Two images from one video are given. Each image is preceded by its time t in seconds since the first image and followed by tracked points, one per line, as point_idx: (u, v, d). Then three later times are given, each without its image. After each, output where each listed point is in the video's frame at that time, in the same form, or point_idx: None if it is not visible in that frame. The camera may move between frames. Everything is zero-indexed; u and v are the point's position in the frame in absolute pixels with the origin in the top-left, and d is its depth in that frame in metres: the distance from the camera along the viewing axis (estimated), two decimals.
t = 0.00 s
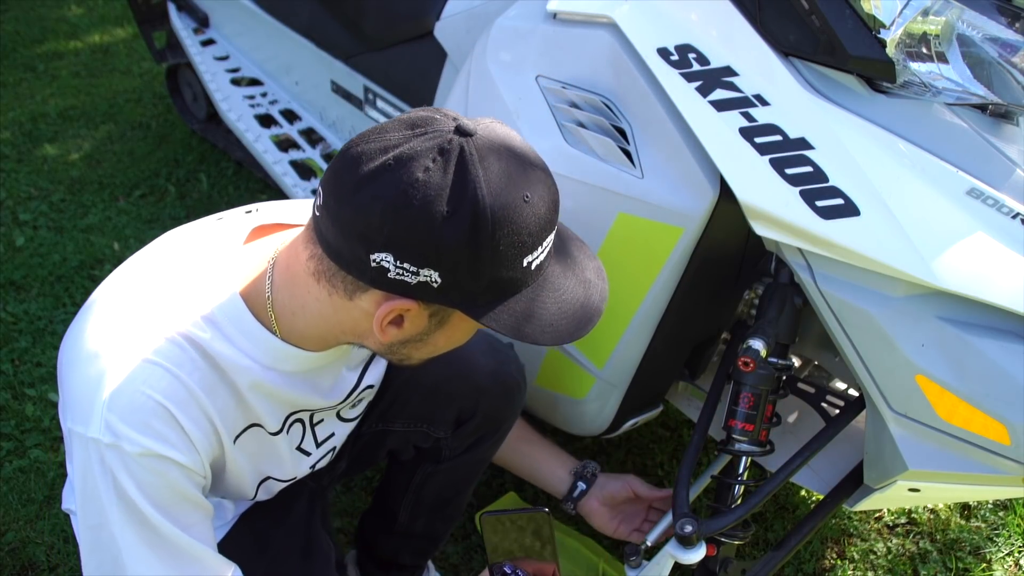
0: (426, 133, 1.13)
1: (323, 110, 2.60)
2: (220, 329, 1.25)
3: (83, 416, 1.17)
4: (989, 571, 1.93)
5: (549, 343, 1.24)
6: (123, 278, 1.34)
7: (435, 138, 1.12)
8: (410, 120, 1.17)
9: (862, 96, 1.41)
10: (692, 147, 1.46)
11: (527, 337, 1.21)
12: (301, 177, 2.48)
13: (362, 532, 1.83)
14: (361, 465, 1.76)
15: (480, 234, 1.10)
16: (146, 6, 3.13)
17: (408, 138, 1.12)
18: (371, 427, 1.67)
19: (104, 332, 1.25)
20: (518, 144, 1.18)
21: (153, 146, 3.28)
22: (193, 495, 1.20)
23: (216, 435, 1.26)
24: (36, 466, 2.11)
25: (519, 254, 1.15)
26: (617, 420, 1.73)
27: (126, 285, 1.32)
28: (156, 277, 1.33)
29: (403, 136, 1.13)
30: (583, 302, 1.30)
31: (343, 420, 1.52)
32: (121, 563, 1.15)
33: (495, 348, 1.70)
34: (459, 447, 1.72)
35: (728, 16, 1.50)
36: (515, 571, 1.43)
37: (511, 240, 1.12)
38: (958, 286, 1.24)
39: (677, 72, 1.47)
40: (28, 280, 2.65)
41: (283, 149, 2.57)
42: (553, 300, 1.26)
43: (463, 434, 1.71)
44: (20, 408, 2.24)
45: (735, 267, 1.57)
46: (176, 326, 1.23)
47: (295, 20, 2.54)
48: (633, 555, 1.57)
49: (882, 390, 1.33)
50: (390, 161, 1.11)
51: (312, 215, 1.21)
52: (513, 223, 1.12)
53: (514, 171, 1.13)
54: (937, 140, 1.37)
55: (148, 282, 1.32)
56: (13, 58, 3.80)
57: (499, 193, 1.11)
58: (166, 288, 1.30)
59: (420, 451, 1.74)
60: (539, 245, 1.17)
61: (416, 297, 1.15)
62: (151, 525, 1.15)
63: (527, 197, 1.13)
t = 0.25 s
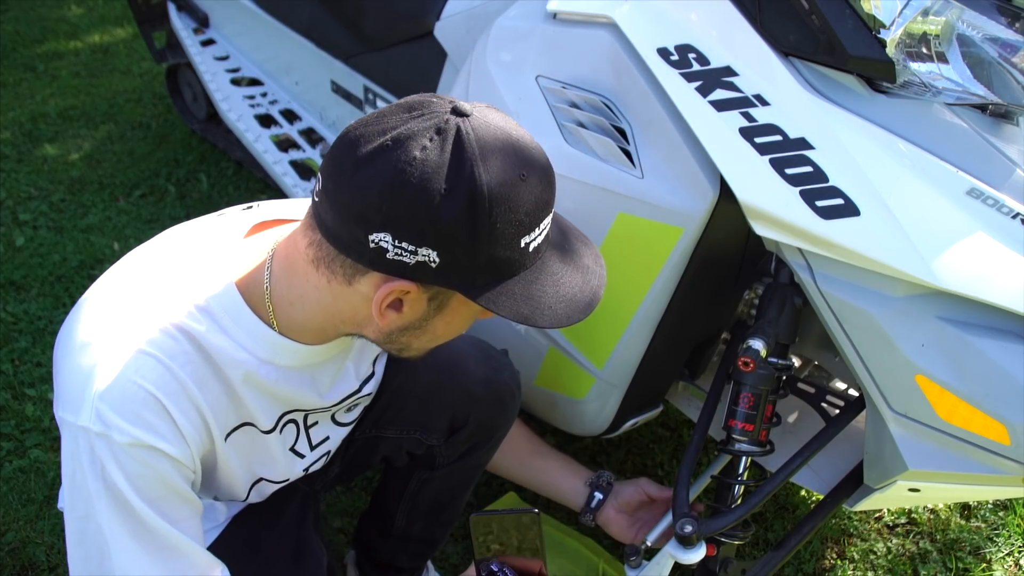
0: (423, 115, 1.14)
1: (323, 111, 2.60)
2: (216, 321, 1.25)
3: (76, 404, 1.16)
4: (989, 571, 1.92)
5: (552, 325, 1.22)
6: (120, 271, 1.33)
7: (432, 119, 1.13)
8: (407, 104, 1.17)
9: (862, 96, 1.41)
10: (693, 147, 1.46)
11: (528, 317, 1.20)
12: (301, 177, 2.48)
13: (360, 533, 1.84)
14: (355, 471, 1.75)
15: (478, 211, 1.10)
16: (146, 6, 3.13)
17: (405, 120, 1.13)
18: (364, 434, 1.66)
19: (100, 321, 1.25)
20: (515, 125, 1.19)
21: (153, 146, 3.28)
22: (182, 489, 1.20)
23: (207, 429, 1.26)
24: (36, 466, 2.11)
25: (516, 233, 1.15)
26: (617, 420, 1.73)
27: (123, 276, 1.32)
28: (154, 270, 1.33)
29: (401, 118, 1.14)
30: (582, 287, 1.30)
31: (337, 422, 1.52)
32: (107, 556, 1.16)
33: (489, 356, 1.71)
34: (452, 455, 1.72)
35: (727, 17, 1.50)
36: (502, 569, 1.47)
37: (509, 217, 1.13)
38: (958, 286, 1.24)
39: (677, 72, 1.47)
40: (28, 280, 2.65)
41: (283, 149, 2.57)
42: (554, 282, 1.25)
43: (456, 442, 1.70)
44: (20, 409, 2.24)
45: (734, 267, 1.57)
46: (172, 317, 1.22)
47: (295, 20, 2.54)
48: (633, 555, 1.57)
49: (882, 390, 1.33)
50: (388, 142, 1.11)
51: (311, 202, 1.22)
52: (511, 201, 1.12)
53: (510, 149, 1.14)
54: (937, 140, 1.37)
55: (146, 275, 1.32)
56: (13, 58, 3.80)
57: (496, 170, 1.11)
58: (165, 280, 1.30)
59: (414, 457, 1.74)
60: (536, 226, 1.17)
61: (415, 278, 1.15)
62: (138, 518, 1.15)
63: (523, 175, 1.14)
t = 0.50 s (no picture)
0: (400, 113, 1.14)
1: (323, 111, 2.60)
2: (204, 324, 1.25)
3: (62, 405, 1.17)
4: (989, 571, 1.92)
5: (537, 323, 1.22)
6: (114, 271, 1.33)
7: (409, 117, 1.13)
8: (386, 104, 1.17)
9: (862, 96, 1.41)
10: (693, 147, 1.46)
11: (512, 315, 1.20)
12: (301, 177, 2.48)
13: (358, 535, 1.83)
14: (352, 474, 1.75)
15: (457, 208, 1.10)
16: (146, 6, 3.13)
17: (383, 119, 1.13)
18: (360, 436, 1.67)
19: (90, 322, 1.25)
20: (494, 121, 1.19)
21: (153, 146, 3.28)
22: (169, 491, 1.20)
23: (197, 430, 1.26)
24: (36, 466, 2.11)
25: (498, 230, 1.14)
26: (617, 420, 1.73)
27: (115, 277, 1.32)
28: (147, 271, 1.33)
29: (379, 117, 1.14)
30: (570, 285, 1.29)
31: (331, 426, 1.52)
32: (94, 556, 1.16)
33: (486, 364, 1.70)
34: (449, 460, 1.71)
35: (728, 17, 1.50)
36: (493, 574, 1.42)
37: (488, 213, 1.12)
38: (958, 286, 1.24)
39: (677, 72, 1.47)
40: (28, 280, 2.65)
41: (283, 149, 2.57)
42: (538, 280, 1.25)
43: (451, 448, 1.70)
44: (20, 408, 2.24)
45: (735, 267, 1.57)
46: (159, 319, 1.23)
47: (295, 19, 2.54)
48: (633, 555, 1.57)
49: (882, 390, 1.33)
50: (366, 142, 1.11)
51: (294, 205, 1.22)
52: (490, 197, 1.12)
53: (488, 145, 1.14)
54: (937, 140, 1.37)
55: (138, 276, 1.32)
56: (13, 58, 3.80)
57: (473, 166, 1.11)
58: (157, 281, 1.30)
59: (410, 462, 1.74)
60: (518, 223, 1.17)
61: (398, 279, 1.15)
62: (124, 518, 1.15)
63: (502, 170, 1.14)
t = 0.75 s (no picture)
0: (388, 119, 1.14)
1: (323, 111, 2.60)
2: (198, 326, 1.25)
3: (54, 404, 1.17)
4: (989, 571, 1.92)
5: (528, 331, 1.22)
6: (112, 271, 1.34)
7: (395, 123, 1.13)
8: (375, 109, 1.18)
9: (862, 96, 1.41)
10: (693, 147, 1.46)
11: (502, 323, 1.19)
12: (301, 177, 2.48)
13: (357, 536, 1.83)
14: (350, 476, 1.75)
15: (443, 216, 1.10)
16: (146, 5, 3.13)
17: (370, 125, 1.13)
18: (358, 439, 1.67)
19: (84, 322, 1.25)
20: (484, 126, 1.18)
21: (153, 146, 3.28)
22: (159, 492, 1.20)
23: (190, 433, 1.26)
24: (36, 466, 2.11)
25: (486, 237, 1.14)
26: (617, 420, 1.73)
27: (112, 277, 1.32)
28: (144, 272, 1.33)
29: (367, 123, 1.14)
30: (563, 291, 1.29)
31: (327, 428, 1.52)
32: (83, 556, 1.16)
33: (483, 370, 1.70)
34: (446, 465, 1.71)
35: (728, 17, 1.50)
36: None
37: (475, 221, 1.12)
38: (958, 286, 1.24)
39: (677, 73, 1.47)
40: (28, 280, 2.65)
41: (282, 149, 2.57)
42: (531, 288, 1.24)
43: (448, 454, 1.70)
44: (20, 408, 2.25)
45: (735, 267, 1.57)
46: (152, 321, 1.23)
47: (295, 19, 2.54)
48: (633, 555, 1.57)
49: (882, 391, 1.33)
50: (352, 149, 1.11)
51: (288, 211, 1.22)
52: (477, 204, 1.12)
53: (475, 151, 1.13)
54: (937, 141, 1.37)
55: (135, 277, 1.32)
56: (13, 58, 3.80)
57: (459, 173, 1.10)
58: (153, 282, 1.30)
59: (407, 467, 1.74)
60: (507, 231, 1.17)
61: (386, 286, 1.15)
62: (114, 519, 1.15)
63: (490, 177, 1.13)
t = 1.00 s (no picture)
0: (397, 117, 1.14)
1: (323, 111, 2.60)
2: (201, 327, 1.25)
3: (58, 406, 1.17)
4: (989, 571, 1.92)
5: (534, 329, 1.22)
6: (114, 272, 1.34)
7: (405, 121, 1.13)
8: (383, 107, 1.18)
9: (861, 96, 1.41)
10: (693, 147, 1.46)
11: (510, 321, 1.20)
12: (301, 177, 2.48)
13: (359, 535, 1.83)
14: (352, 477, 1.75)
15: (452, 214, 1.10)
16: (146, 6, 3.13)
17: (379, 123, 1.13)
18: (360, 440, 1.67)
19: (88, 324, 1.25)
20: (492, 125, 1.18)
21: (152, 146, 3.28)
22: (163, 494, 1.20)
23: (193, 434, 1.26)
24: (36, 466, 2.11)
25: (494, 236, 1.14)
26: (617, 420, 1.73)
27: (115, 278, 1.33)
28: (146, 273, 1.33)
29: (375, 121, 1.14)
30: (568, 290, 1.29)
31: (330, 430, 1.52)
32: (86, 558, 1.16)
33: (484, 369, 1.70)
34: (447, 466, 1.71)
35: (728, 17, 1.50)
36: None
37: (484, 219, 1.12)
38: (958, 286, 1.24)
39: (677, 72, 1.47)
40: (28, 280, 2.65)
41: (282, 149, 2.57)
42: (537, 287, 1.25)
43: (450, 454, 1.70)
44: (20, 408, 2.25)
45: (735, 267, 1.57)
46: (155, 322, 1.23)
47: (295, 19, 2.54)
48: (633, 555, 1.57)
49: (882, 391, 1.33)
50: (361, 146, 1.11)
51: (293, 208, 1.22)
52: (486, 202, 1.12)
53: (485, 150, 1.13)
54: (937, 140, 1.37)
55: (137, 278, 1.32)
56: (13, 58, 3.80)
57: (469, 172, 1.11)
58: (156, 283, 1.30)
59: (409, 467, 1.74)
60: (515, 229, 1.17)
61: (393, 285, 1.15)
62: (117, 521, 1.15)
63: (499, 175, 1.13)
